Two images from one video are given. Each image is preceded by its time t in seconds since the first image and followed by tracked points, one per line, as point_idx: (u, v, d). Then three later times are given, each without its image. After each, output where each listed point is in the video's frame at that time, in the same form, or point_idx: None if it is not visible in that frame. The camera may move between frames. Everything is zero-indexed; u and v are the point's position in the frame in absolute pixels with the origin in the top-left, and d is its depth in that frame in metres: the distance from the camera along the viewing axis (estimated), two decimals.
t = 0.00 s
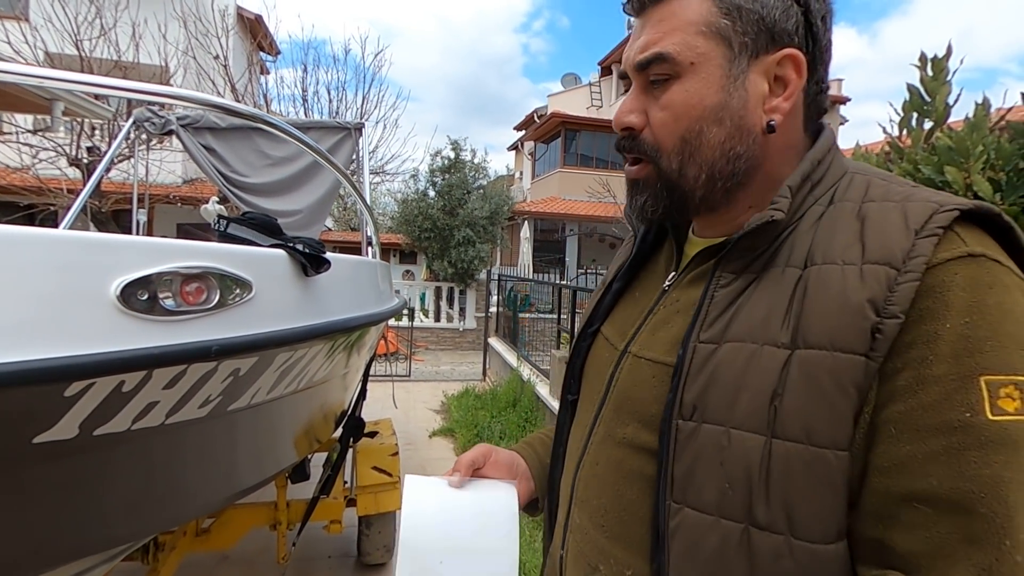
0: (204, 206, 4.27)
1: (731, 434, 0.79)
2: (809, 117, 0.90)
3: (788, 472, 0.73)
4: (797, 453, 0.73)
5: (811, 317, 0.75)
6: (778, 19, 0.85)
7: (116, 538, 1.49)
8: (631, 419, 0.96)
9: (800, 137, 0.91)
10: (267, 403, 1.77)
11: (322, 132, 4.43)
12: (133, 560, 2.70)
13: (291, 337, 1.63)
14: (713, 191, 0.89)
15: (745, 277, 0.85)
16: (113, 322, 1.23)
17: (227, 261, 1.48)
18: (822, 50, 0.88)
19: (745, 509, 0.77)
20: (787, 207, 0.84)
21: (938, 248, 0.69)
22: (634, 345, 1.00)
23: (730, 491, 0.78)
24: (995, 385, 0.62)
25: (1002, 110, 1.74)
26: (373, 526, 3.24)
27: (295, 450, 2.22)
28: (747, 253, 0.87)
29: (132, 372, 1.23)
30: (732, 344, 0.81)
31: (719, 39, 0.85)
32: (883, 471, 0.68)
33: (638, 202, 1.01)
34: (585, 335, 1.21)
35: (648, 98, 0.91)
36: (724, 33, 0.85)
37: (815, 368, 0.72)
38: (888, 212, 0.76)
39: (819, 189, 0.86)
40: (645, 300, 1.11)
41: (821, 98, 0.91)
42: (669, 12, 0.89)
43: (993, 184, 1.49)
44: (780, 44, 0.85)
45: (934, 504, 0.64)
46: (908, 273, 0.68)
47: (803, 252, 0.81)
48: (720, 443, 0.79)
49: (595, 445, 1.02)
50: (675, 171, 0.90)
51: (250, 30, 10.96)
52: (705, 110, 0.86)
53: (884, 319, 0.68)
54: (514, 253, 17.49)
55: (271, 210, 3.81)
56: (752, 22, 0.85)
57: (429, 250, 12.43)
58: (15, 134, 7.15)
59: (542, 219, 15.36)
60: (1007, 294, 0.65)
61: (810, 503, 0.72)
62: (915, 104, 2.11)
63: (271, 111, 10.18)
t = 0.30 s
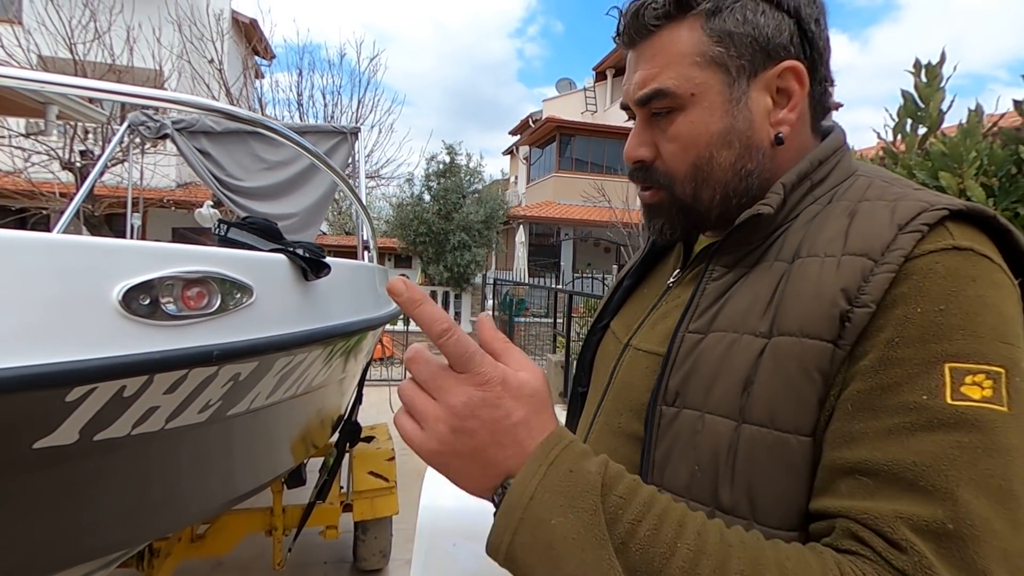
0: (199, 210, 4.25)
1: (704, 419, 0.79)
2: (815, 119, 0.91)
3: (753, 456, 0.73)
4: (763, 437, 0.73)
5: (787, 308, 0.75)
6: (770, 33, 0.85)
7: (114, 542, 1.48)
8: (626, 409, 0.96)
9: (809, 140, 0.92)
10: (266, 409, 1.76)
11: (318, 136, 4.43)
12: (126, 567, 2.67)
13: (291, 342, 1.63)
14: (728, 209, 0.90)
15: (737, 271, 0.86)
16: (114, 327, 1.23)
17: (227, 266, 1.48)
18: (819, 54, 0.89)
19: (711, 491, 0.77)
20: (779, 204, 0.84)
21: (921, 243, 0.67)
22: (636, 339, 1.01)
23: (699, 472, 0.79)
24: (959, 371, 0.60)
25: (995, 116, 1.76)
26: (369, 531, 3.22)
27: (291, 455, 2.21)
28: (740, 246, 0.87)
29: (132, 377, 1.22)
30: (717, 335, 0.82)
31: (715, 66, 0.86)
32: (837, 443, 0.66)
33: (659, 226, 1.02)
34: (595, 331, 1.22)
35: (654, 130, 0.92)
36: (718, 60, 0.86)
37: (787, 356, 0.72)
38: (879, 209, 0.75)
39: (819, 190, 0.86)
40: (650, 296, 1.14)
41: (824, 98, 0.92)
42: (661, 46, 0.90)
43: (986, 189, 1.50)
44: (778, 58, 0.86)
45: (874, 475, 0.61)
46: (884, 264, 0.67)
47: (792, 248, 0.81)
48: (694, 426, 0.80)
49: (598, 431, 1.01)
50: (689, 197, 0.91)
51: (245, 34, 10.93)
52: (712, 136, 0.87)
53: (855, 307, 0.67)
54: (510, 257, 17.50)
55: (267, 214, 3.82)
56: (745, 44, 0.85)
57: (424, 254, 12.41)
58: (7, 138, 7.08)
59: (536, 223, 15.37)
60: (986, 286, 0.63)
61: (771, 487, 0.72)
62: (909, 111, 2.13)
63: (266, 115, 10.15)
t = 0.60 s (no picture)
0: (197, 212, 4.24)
1: (694, 425, 0.80)
2: (798, 127, 0.92)
3: (738, 461, 0.75)
4: (748, 443, 0.74)
5: (772, 316, 0.76)
6: (742, 48, 0.87)
7: (116, 544, 1.49)
8: (626, 413, 0.97)
9: (793, 147, 0.93)
10: (267, 411, 1.77)
11: (316, 138, 4.44)
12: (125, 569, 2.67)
13: (292, 346, 1.64)
14: (717, 220, 0.91)
15: (728, 281, 0.87)
16: (121, 329, 1.24)
17: (233, 269, 1.50)
18: (795, 63, 0.90)
19: (699, 495, 0.79)
20: (769, 215, 0.85)
21: (902, 253, 0.68)
22: (634, 345, 1.02)
23: (688, 477, 0.80)
24: (922, 378, 0.62)
25: (989, 120, 1.78)
26: (368, 533, 3.22)
27: (291, 458, 2.22)
28: (734, 257, 0.88)
29: (139, 379, 1.23)
30: (710, 343, 0.83)
31: (691, 84, 0.87)
32: (803, 444, 0.69)
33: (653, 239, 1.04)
34: (598, 337, 1.23)
35: (638, 147, 0.94)
36: (694, 78, 0.87)
37: (774, 365, 0.73)
38: (865, 218, 0.77)
39: (811, 199, 0.87)
40: (653, 303, 1.15)
41: (806, 105, 0.93)
42: (638, 67, 0.92)
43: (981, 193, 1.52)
44: (753, 72, 0.87)
45: (827, 475, 0.66)
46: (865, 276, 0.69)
47: (783, 258, 0.82)
48: (685, 431, 0.81)
49: (599, 433, 1.02)
50: (678, 210, 0.93)
51: (242, 36, 10.92)
52: (693, 151, 0.88)
53: (835, 317, 0.69)
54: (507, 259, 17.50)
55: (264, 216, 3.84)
56: (718, 61, 0.87)
57: (422, 256, 12.40)
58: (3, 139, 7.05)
59: (534, 225, 15.39)
60: (964, 296, 0.64)
61: (753, 491, 0.74)
62: (904, 115, 2.16)
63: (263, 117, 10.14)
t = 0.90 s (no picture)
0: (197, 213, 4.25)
1: (699, 428, 0.81)
2: (797, 130, 0.93)
3: (744, 463, 0.76)
4: (753, 445, 0.75)
5: (774, 318, 0.77)
6: (747, 46, 0.88)
7: (119, 544, 1.50)
8: (626, 417, 0.98)
9: (790, 150, 0.94)
10: (269, 412, 1.78)
11: (317, 139, 4.44)
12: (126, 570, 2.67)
13: (297, 347, 1.65)
14: (707, 215, 0.93)
15: (728, 284, 0.88)
16: (127, 330, 1.25)
17: (236, 271, 1.51)
18: (798, 66, 0.91)
19: (706, 497, 0.80)
20: (767, 218, 0.86)
21: (899, 254, 0.70)
22: (633, 349, 1.03)
23: (695, 480, 0.81)
24: (926, 377, 0.63)
25: (987, 123, 1.79)
26: (368, 535, 3.23)
27: (291, 459, 2.22)
28: (732, 259, 0.89)
29: (145, 379, 1.25)
30: (711, 346, 0.84)
31: (694, 77, 0.89)
32: (811, 443, 0.70)
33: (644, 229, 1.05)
34: (595, 340, 1.24)
35: (636, 134, 0.95)
36: (697, 70, 0.89)
37: (775, 367, 0.74)
38: (861, 220, 0.78)
39: (806, 201, 0.88)
40: (650, 306, 1.16)
41: (806, 110, 0.94)
42: (644, 56, 0.93)
43: (980, 196, 1.53)
44: (756, 70, 0.88)
45: (839, 475, 0.67)
46: (865, 278, 0.70)
47: (781, 260, 0.83)
48: (690, 434, 0.82)
49: (599, 437, 1.03)
50: (671, 199, 0.94)
51: (243, 37, 10.93)
52: (690, 142, 0.89)
53: (836, 319, 0.70)
54: (507, 260, 17.50)
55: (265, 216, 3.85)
56: (723, 56, 0.88)
57: (421, 257, 12.40)
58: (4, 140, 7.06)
59: (533, 227, 15.40)
60: (963, 296, 0.66)
61: (762, 493, 0.75)
62: (903, 118, 2.17)
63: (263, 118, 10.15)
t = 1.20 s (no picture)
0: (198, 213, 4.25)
1: (689, 410, 0.82)
2: (819, 142, 0.94)
3: (726, 440, 0.77)
4: (734, 421, 0.76)
5: (763, 300, 0.78)
6: (788, 55, 0.87)
7: (120, 543, 1.50)
8: (624, 412, 0.99)
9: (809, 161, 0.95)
10: (270, 412, 1.79)
11: (317, 140, 4.44)
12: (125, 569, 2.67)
13: (298, 348, 1.66)
14: (720, 216, 0.94)
15: (728, 276, 0.89)
16: (129, 331, 1.26)
17: (239, 271, 1.52)
18: (829, 80, 0.91)
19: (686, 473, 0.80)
20: (767, 214, 0.87)
21: (894, 244, 0.71)
22: (634, 345, 1.04)
23: (678, 459, 0.82)
24: (905, 345, 0.65)
25: (985, 125, 1.81)
26: (368, 535, 3.23)
27: (292, 459, 2.23)
28: (733, 252, 0.90)
29: (148, 380, 1.26)
30: (707, 333, 0.85)
31: (730, 79, 0.87)
32: (783, 394, 0.69)
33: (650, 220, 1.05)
34: (595, 336, 1.25)
35: (662, 127, 0.93)
36: (735, 73, 0.87)
37: (757, 343, 0.75)
38: (860, 217, 0.79)
39: (808, 200, 0.89)
40: (650, 304, 1.17)
41: (829, 123, 0.95)
42: (683, 49, 0.90)
43: (977, 198, 1.54)
44: (791, 81, 0.88)
45: (804, 413, 0.66)
46: (855, 263, 0.71)
47: (778, 253, 0.84)
48: (680, 417, 0.83)
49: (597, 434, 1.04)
50: (687, 198, 0.95)
51: (243, 38, 10.93)
52: (717, 146, 0.89)
53: (821, 299, 0.72)
54: (506, 261, 17.51)
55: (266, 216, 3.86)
56: (764, 62, 0.87)
57: (420, 257, 12.40)
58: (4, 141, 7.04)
59: (532, 228, 15.41)
60: (952, 284, 0.67)
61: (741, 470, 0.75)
62: (900, 121, 2.19)
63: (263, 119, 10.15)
